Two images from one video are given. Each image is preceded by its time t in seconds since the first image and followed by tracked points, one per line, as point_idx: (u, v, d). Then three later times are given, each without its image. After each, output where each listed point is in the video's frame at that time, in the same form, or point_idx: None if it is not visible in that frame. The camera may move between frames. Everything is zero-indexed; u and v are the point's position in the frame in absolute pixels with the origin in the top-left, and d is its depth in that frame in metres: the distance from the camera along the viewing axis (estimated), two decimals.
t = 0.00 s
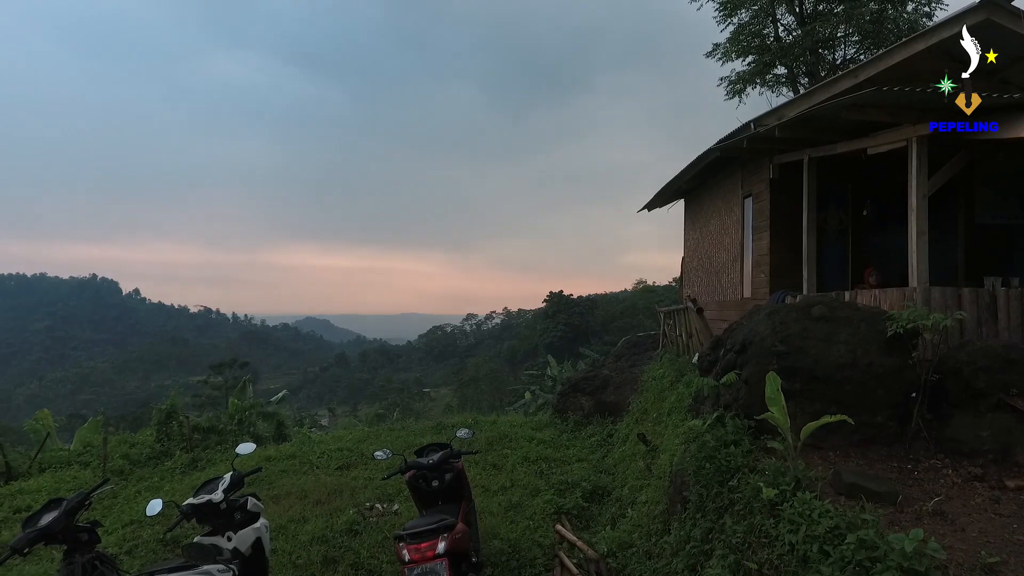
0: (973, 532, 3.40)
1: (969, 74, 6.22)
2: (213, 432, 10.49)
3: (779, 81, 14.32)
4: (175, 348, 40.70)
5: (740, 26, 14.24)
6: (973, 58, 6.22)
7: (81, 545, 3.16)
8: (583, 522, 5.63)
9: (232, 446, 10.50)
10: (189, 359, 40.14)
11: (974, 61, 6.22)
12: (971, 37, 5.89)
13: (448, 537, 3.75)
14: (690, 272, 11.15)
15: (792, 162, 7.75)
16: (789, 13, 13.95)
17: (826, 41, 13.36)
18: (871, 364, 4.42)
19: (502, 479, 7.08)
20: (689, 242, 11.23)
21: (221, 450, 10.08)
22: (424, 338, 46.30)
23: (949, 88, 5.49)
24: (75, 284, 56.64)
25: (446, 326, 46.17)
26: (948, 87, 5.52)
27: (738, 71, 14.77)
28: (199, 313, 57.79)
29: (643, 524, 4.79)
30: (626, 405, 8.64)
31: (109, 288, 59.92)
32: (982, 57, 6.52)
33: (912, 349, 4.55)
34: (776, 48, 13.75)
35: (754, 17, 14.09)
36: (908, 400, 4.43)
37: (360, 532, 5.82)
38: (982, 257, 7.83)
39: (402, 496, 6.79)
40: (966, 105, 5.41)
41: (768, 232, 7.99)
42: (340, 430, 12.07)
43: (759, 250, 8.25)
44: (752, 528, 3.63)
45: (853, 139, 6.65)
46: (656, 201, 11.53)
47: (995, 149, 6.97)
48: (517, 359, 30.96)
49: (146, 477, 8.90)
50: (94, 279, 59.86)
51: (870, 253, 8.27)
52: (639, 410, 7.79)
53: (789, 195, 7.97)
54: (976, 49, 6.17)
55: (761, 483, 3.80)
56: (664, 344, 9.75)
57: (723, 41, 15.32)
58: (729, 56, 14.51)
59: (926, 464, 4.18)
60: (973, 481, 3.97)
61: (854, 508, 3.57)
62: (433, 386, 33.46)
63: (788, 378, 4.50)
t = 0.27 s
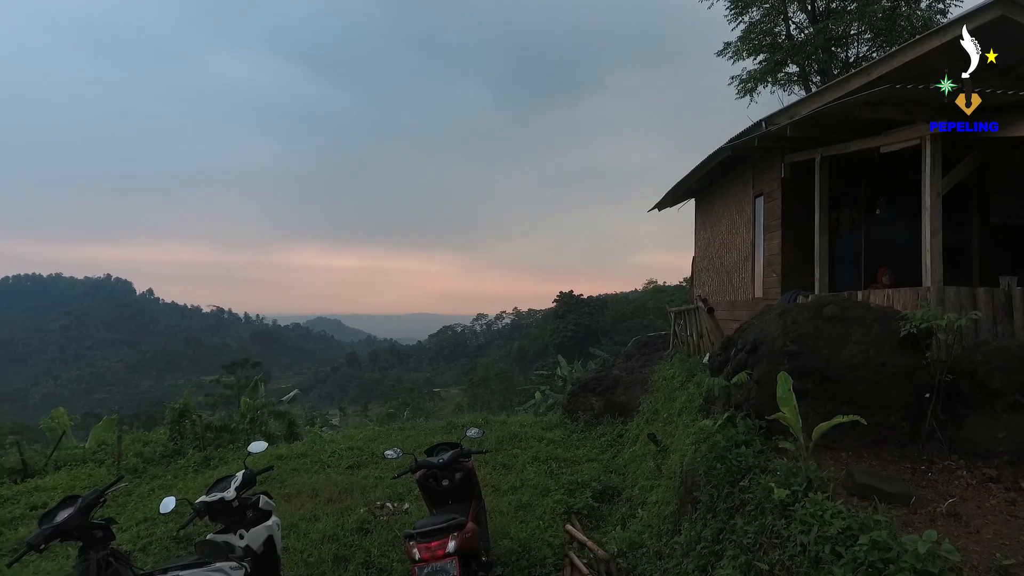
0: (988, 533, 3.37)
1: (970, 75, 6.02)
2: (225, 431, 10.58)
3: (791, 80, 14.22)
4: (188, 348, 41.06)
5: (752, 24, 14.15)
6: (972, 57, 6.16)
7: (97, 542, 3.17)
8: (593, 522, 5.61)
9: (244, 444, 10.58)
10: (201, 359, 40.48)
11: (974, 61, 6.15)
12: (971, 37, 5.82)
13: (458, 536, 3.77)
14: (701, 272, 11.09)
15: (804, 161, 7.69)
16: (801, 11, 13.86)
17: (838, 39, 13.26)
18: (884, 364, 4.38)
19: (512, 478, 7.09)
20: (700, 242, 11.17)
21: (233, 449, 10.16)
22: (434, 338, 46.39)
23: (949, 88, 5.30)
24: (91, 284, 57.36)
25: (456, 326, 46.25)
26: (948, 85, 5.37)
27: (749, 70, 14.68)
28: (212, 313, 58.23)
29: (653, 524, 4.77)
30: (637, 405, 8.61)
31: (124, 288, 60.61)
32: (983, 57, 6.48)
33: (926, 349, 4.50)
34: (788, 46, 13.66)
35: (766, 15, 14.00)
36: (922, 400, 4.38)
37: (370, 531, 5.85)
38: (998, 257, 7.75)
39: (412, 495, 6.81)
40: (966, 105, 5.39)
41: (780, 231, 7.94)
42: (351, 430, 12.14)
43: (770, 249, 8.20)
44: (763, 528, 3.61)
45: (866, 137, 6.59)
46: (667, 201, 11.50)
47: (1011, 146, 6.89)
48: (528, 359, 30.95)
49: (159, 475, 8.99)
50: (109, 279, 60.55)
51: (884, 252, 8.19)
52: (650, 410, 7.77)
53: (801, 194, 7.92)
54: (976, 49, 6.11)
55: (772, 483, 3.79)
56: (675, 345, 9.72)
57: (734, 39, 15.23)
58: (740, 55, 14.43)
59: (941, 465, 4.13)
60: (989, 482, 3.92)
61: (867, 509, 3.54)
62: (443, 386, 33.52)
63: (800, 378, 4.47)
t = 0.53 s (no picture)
0: (1002, 535, 3.33)
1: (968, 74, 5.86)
2: (237, 430, 10.66)
3: (802, 78, 14.13)
4: (199, 347, 41.39)
5: (763, 22, 14.07)
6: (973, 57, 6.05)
7: (111, 539, 3.19)
8: (602, 522, 5.61)
9: (255, 443, 10.66)
10: (213, 359, 40.80)
11: (974, 60, 6.04)
12: (971, 37, 5.72)
13: (467, 535, 3.78)
14: (711, 272, 11.05)
15: (815, 160, 7.64)
16: (812, 9, 13.77)
17: (850, 37, 13.15)
18: (896, 364, 4.35)
19: (522, 478, 7.09)
20: (710, 242, 11.12)
21: (245, 448, 10.23)
22: (443, 338, 46.48)
23: (949, 88, 5.22)
24: (104, 284, 57.97)
25: (465, 326, 46.32)
26: (948, 85, 5.25)
27: (760, 69, 14.60)
28: (223, 313, 58.63)
29: (663, 524, 4.76)
30: (646, 405, 8.59)
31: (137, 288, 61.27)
32: (983, 58, 6.43)
33: (939, 349, 4.45)
34: (799, 44, 13.58)
35: (777, 14, 13.92)
36: (935, 400, 4.34)
37: (380, 530, 5.88)
38: (1013, 256, 7.66)
39: (422, 495, 6.84)
40: (965, 105, 5.32)
41: (791, 230, 7.88)
42: (360, 429, 12.19)
43: (781, 249, 8.15)
44: (774, 529, 3.60)
45: (878, 136, 6.54)
46: (677, 200, 11.46)
47: None
48: (537, 360, 30.94)
49: (172, 474, 9.07)
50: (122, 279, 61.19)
51: (897, 251, 8.12)
52: (660, 410, 7.74)
53: (812, 194, 7.87)
54: (977, 50, 5.99)
55: (783, 484, 3.77)
56: (685, 345, 9.69)
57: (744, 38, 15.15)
58: (751, 53, 14.36)
59: (954, 467, 4.10)
60: (1003, 483, 3.88)
61: (879, 510, 3.52)
62: (453, 386, 33.58)
63: (811, 378, 4.44)
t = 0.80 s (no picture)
0: (1018, 538, 3.30)
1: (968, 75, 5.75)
2: (248, 429, 10.74)
3: (813, 77, 14.02)
4: (212, 347, 41.73)
5: (774, 21, 13.98)
6: (972, 57, 5.95)
7: (124, 537, 3.21)
8: (612, 522, 5.60)
9: (266, 442, 10.73)
10: (225, 358, 41.12)
11: (975, 61, 5.94)
12: (971, 37, 5.67)
13: (477, 535, 3.78)
14: (722, 272, 10.99)
15: (827, 159, 7.58)
16: (824, 7, 13.66)
17: (862, 35, 13.04)
18: (909, 364, 4.31)
19: (531, 478, 7.09)
20: (721, 242, 11.07)
21: (256, 446, 10.30)
22: (453, 338, 46.53)
23: (949, 88, 5.17)
24: (118, 284, 58.60)
25: (475, 326, 46.40)
26: (949, 87, 5.18)
27: (771, 67, 14.51)
28: (235, 313, 59.04)
29: (674, 525, 4.75)
30: (656, 406, 8.56)
31: (150, 288, 61.88)
32: (983, 57, 6.30)
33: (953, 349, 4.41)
34: (811, 42, 13.48)
35: (788, 12, 13.83)
36: (949, 402, 4.30)
37: (390, 529, 5.90)
38: None
39: (431, 494, 6.85)
40: (966, 105, 5.28)
41: (802, 230, 7.83)
42: (370, 429, 12.23)
43: (793, 249, 8.10)
44: (786, 530, 3.58)
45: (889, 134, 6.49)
46: (687, 200, 11.41)
47: None
48: (546, 360, 30.93)
49: (184, 472, 9.15)
50: (135, 279, 61.80)
51: (910, 251, 8.04)
52: (670, 411, 7.71)
53: (824, 193, 7.81)
54: (976, 50, 5.88)
55: (794, 485, 3.74)
56: (695, 345, 9.65)
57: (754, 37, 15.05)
58: (761, 52, 14.27)
59: (968, 468, 4.06)
60: (1019, 486, 3.84)
61: (892, 512, 3.49)
62: (462, 386, 33.63)
63: (823, 379, 4.41)
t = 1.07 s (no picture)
0: None
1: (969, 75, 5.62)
2: (259, 428, 10.81)
3: (825, 75, 13.92)
4: (223, 346, 42.04)
5: (784, 20, 13.90)
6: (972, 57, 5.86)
7: (137, 534, 3.23)
8: (621, 523, 5.58)
9: (276, 441, 10.81)
10: (235, 358, 41.41)
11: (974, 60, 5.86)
12: (971, 37, 5.62)
13: (486, 535, 3.78)
14: (731, 272, 10.93)
15: (838, 158, 7.52)
16: (835, 5, 13.57)
17: (873, 33, 12.95)
18: (922, 365, 4.27)
19: (540, 478, 7.10)
20: (731, 242, 11.01)
21: (267, 446, 10.37)
22: (461, 338, 46.59)
23: (949, 88, 5.12)
24: (130, 285, 59.12)
25: (484, 326, 46.46)
26: (948, 87, 5.12)
27: (781, 66, 14.43)
28: (246, 313, 59.46)
29: (683, 526, 4.72)
30: (666, 406, 8.53)
31: (161, 287, 62.45)
32: (983, 58, 6.20)
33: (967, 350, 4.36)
34: (822, 41, 13.40)
35: (798, 11, 13.75)
36: (962, 403, 4.26)
37: (400, 528, 5.91)
38: None
39: (440, 494, 6.87)
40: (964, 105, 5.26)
41: (813, 229, 7.78)
42: (380, 428, 12.27)
43: (803, 249, 8.05)
44: (796, 532, 3.56)
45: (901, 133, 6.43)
46: (696, 200, 11.37)
47: None
48: (555, 360, 30.91)
49: (195, 471, 9.22)
50: (147, 279, 62.39)
51: (922, 251, 7.97)
52: (679, 411, 7.69)
53: (835, 192, 7.75)
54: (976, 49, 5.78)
55: (805, 486, 3.72)
56: (705, 345, 9.61)
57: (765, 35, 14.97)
58: (772, 51, 14.19)
59: (982, 470, 4.02)
60: None
61: (905, 514, 3.46)
62: (471, 386, 33.67)
63: (834, 380, 4.38)
